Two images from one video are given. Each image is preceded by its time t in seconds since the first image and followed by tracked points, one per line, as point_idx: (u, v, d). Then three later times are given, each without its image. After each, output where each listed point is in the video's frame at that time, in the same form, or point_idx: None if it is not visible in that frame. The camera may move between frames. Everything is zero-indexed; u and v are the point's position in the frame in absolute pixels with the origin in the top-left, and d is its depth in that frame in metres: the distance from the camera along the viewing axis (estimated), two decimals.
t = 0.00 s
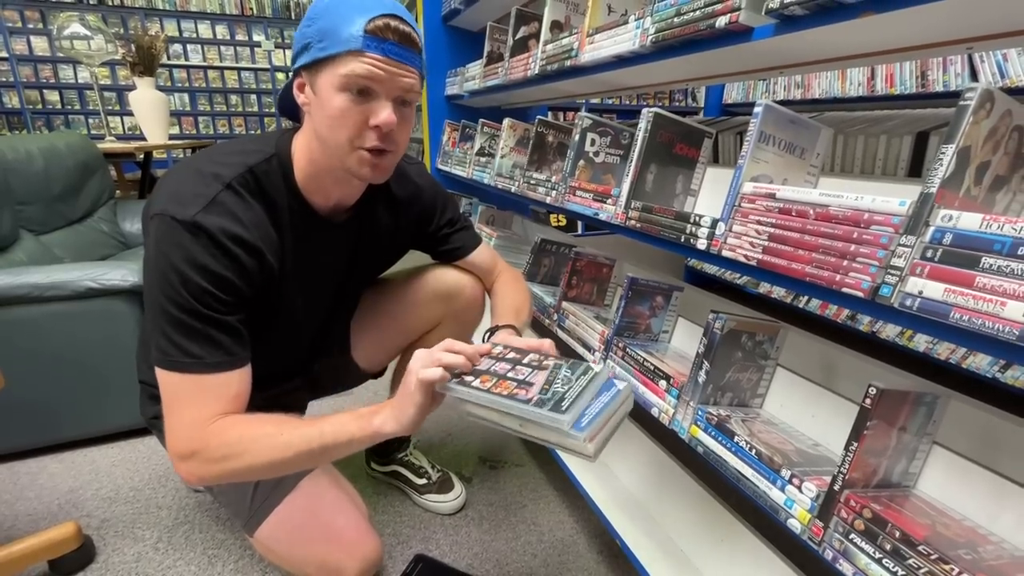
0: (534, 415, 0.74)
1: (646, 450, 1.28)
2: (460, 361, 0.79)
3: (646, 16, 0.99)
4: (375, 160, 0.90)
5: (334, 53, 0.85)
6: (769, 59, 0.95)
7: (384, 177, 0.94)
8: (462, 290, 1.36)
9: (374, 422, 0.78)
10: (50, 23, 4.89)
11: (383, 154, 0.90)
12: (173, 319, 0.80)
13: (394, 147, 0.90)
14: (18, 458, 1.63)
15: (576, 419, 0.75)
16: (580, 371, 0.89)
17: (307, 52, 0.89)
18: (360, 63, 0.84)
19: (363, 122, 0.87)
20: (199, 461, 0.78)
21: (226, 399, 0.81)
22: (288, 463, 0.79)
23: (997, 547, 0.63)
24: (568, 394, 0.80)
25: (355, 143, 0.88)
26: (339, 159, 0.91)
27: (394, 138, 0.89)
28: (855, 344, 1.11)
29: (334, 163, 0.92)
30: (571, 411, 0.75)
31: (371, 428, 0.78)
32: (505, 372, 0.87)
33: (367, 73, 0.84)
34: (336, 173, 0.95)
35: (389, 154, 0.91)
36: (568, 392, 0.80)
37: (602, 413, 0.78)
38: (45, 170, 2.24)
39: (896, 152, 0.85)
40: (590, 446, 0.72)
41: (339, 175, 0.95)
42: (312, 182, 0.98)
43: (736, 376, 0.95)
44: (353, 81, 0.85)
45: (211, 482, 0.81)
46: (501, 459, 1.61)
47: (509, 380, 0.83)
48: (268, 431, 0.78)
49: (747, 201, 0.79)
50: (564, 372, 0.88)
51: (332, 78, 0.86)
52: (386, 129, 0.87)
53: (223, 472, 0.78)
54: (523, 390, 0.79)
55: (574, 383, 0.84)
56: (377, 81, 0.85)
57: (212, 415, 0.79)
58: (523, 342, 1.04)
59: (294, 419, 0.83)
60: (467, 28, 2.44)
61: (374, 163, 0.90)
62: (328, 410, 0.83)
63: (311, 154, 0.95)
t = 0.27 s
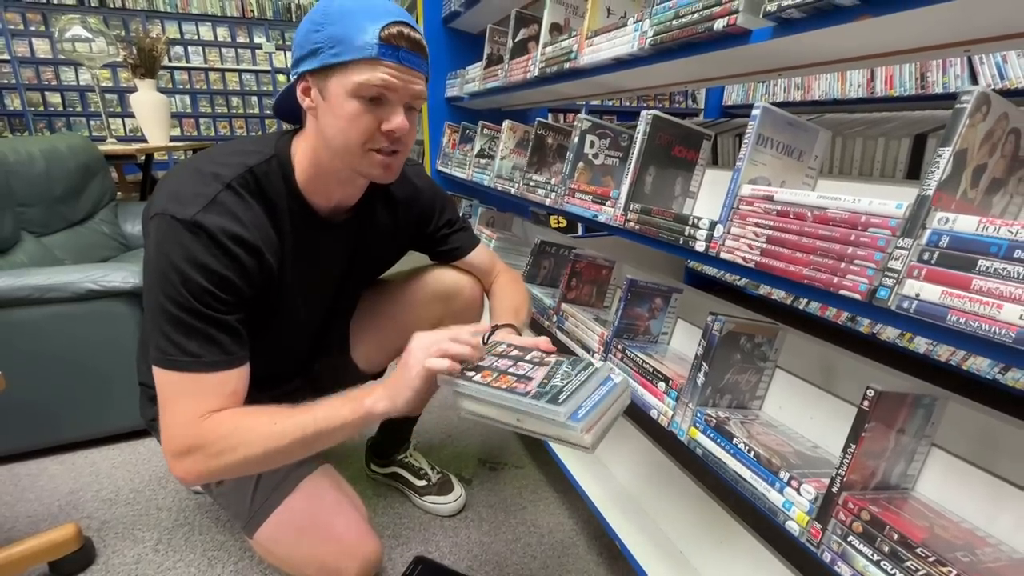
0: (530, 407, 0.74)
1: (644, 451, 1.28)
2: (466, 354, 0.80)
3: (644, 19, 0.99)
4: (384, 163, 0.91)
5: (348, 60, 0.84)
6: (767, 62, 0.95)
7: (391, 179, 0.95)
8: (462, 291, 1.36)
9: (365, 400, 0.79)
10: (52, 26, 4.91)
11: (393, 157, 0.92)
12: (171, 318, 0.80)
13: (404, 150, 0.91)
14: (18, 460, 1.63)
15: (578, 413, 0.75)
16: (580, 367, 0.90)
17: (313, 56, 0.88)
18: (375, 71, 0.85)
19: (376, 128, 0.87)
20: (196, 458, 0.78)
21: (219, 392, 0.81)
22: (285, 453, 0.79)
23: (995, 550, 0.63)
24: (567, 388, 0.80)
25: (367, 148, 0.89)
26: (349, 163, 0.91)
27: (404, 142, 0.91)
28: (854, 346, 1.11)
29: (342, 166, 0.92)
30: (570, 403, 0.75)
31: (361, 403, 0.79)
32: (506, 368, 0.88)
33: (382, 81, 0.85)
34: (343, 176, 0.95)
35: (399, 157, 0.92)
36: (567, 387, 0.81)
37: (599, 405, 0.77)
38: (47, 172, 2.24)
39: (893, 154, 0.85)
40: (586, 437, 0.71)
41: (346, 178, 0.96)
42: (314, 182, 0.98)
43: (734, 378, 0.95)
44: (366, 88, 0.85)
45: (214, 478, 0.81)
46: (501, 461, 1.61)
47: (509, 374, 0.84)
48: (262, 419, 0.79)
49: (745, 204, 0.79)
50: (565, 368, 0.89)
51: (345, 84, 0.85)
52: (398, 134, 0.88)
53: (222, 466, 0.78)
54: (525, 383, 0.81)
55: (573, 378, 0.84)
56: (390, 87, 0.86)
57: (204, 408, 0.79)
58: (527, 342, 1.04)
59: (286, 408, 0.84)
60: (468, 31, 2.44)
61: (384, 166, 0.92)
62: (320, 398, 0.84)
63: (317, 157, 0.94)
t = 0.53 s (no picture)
0: (523, 405, 0.76)
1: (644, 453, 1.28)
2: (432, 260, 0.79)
3: (643, 23, 1.00)
4: (364, 155, 0.90)
5: (324, 50, 0.88)
6: (766, 66, 0.95)
7: (375, 174, 0.94)
8: (462, 292, 1.36)
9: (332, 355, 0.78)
10: (55, 28, 4.93)
11: (372, 150, 0.91)
12: (168, 302, 0.79)
13: (382, 143, 0.90)
14: (20, 461, 1.63)
15: (572, 408, 0.76)
16: (575, 365, 0.90)
17: (304, 54, 0.93)
18: (347, 58, 0.86)
19: (351, 116, 0.88)
20: (182, 445, 0.77)
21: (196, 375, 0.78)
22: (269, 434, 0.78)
23: (992, 552, 0.63)
24: (561, 383, 0.82)
25: (345, 138, 0.89)
26: (330, 155, 0.92)
27: (383, 133, 0.89)
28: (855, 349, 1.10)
29: (325, 159, 0.93)
30: (563, 397, 0.76)
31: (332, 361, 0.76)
32: (502, 367, 0.90)
33: (352, 67, 0.86)
34: (328, 172, 0.96)
35: (378, 150, 0.91)
36: (561, 381, 0.83)
37: (593, 401, 0.79)
38: (49, 174, 2.25)
39: (892, 157, 0.85)
40: (580, 434, 0.73)
41: (332, 175, 0.96)
42: (307, 180, 0.99)
43: (733, 381, 0.95)
44: (341, 75, 0.87)
45: (205, 471, 0.81)
46: (501, 463, 1.61)
47: (504, 373, 0.86)
48: (237, 399, 0.77)
49: (744, 207, 0.79)
50: (560, 366, 0.89)
51: (323, 72, 0.88)
52: (372, 122, 0.87)
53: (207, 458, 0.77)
54: (520, 380, 0.82)
55: (567, 373, 0.86)
56: (364, 75, 0.87)
57: (177, 392, 0.77)
58: (522, 341, 1.05)
59: (261, 381, 0.82)
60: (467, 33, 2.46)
61: (362, 159, 0.90)
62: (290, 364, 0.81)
63: (306, 151, 0.96)
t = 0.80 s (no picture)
0: (515, 409, 0.77)
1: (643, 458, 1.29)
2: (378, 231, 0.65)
3: (642, 30, 1.01)
4: (367, 159, 0.92)
5: (323, 57, 0.89)
6: (762, 73, 0.97)
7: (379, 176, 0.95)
8: (463, 295, 1.36)
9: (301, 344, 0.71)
10: (60, 32, 4.97)
11: (375, 153, 0.92)
12: (161, 286, 0.80)
13: (384, 146, 0.91)
14: (24, 463, 1.65)
15: (563, 414, 0.76)
16: (570, 372, 0.91)
17: (303, 62, 0.94)
18: (346, 64, 0.87)
19: (352, 120, 0.88)
20: (140, 432, 0.73)
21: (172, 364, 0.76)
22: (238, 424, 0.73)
23: (985, 555, 0.64)
24: (554, 390, 0.83)
25: (346, 141, 0.90)
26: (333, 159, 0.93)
27: (384, 135, 0.90)
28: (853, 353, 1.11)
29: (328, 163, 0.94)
30: (554, 404, 0.77)
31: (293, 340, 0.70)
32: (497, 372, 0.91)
33: (351, 72, 0.87)
34: (331, 175, 0.97)
35: (381, 153, 0.92)
36: (554, 388, 0.83)
37: (586, 407, 0.80)
38: (54, 177, 2.26)
39: (888, 162, 0.85)
40: (570, 438, 0.73)
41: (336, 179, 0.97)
42: (311, 185, 1.00)
43: (731, 384, 0.96)
44: (340, 81, 0.88)
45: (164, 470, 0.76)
46: (502, 465, 1.62)
47: (499, 378, 0.87)
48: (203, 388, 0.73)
49: (739, 213, 0.80)
50: (554, 373, 0.90)
51: (322, 79, 0.89)
52: (373, 125, 0.88)
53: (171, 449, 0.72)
54: (514, 387, 0.83)
55: (561, 380, 0.86)
56: (363, 79, 0.88)
57: (148, 377, 0.74)
58: (519, 345, 1.06)
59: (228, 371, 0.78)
60: (468, 38, 2.47)
61: (366, 162, 0.92)
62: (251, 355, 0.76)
63: (310, 156, 0.98)
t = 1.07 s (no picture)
0: (513, 415, 0.78)
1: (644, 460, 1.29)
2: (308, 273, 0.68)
3: (639, 36, 1.02)
4: (365, 178, 0.93)
5: (330, 73, 0.90)
6: (758, 78, 0.98)
7: (376, 193, 0.97)
8: (463, 298, 1.37)
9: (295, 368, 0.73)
10: (63, 35, 5.00)
11: (374, 171, 0.93)
12: (162, 300, 0.82)
13: (385, 164, 0.93)
14: (28, 463, 1.66)
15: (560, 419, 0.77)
16: (566, 375, 0.92)
17: (309, 73, 0.95)
18: (352, 83, 0.88)
19: (355, 139, 0.90)
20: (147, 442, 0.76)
21: (173, 373, 0.79)
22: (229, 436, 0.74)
23: (974, 555, 0.65)
24: (550, 394, 0.84)
25: (347, 159, 0.91)
26: (334, 175, 0.94)
27: (384, 156, 0.92)
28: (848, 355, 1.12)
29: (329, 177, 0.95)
30: (550, 409, 0.78)
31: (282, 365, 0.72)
32: (495, 376, 0.92)
33: (357, 92, 0.88)
34: (332, 188, 0.98)
35: (380, 171, 0.94)
36: (550, 392, 0.85)
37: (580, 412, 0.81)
38: (57, 179, 2.28)
39: (881, 167, 0.86)
40: (566, 444, 0.74)
41: (335, 192, 0.99)
42: (311, 194, 1.02)
43: (726, 386, 0.97)
44: (346, 99, 0.89)
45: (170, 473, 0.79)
46: (501, 466, 1.63)
47: (497, 383, 0.88)
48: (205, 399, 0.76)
49: (733, 217, 0.81)
50: (551, 377, 0.91)
51: (329, 95, 0.90)
52: (375, 146, 0.90)
53: (169, 455, 0.74)
54: (511, 391, 0.84)
55: (557, 384, 0.88)
56: (368, 99, 0.89)
57: (154, 386, 0.77)
58: (516, 349, 1.07)
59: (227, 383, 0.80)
60: (468, 41, 2.49)
61: (364, 181, 0.93)
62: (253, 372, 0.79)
63: (311, 166, 0.99)
